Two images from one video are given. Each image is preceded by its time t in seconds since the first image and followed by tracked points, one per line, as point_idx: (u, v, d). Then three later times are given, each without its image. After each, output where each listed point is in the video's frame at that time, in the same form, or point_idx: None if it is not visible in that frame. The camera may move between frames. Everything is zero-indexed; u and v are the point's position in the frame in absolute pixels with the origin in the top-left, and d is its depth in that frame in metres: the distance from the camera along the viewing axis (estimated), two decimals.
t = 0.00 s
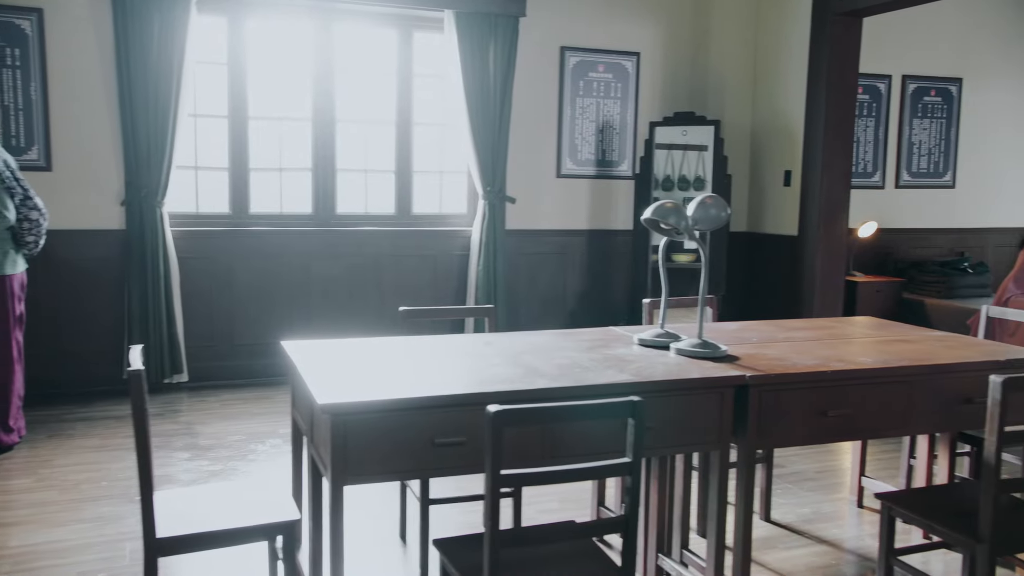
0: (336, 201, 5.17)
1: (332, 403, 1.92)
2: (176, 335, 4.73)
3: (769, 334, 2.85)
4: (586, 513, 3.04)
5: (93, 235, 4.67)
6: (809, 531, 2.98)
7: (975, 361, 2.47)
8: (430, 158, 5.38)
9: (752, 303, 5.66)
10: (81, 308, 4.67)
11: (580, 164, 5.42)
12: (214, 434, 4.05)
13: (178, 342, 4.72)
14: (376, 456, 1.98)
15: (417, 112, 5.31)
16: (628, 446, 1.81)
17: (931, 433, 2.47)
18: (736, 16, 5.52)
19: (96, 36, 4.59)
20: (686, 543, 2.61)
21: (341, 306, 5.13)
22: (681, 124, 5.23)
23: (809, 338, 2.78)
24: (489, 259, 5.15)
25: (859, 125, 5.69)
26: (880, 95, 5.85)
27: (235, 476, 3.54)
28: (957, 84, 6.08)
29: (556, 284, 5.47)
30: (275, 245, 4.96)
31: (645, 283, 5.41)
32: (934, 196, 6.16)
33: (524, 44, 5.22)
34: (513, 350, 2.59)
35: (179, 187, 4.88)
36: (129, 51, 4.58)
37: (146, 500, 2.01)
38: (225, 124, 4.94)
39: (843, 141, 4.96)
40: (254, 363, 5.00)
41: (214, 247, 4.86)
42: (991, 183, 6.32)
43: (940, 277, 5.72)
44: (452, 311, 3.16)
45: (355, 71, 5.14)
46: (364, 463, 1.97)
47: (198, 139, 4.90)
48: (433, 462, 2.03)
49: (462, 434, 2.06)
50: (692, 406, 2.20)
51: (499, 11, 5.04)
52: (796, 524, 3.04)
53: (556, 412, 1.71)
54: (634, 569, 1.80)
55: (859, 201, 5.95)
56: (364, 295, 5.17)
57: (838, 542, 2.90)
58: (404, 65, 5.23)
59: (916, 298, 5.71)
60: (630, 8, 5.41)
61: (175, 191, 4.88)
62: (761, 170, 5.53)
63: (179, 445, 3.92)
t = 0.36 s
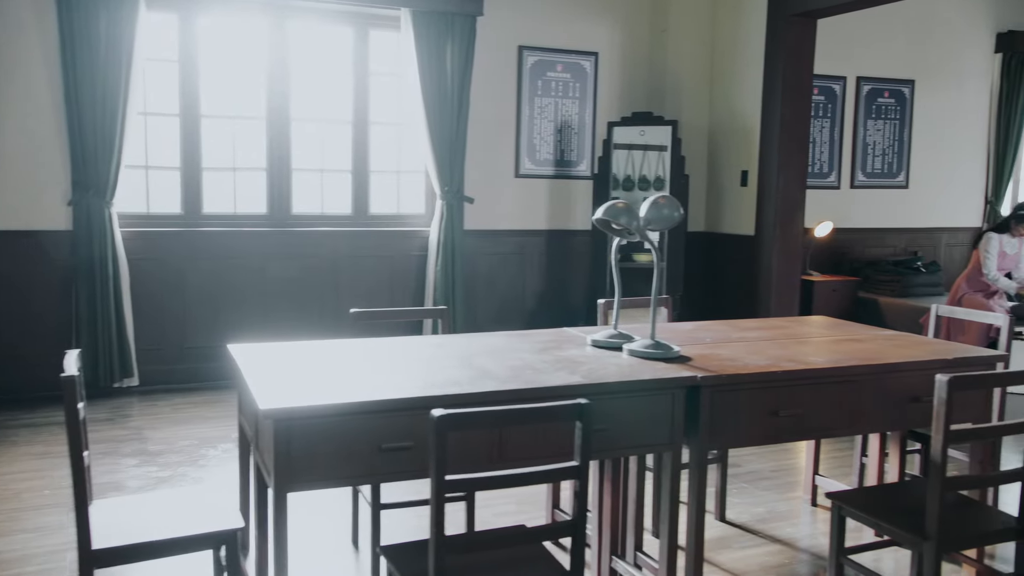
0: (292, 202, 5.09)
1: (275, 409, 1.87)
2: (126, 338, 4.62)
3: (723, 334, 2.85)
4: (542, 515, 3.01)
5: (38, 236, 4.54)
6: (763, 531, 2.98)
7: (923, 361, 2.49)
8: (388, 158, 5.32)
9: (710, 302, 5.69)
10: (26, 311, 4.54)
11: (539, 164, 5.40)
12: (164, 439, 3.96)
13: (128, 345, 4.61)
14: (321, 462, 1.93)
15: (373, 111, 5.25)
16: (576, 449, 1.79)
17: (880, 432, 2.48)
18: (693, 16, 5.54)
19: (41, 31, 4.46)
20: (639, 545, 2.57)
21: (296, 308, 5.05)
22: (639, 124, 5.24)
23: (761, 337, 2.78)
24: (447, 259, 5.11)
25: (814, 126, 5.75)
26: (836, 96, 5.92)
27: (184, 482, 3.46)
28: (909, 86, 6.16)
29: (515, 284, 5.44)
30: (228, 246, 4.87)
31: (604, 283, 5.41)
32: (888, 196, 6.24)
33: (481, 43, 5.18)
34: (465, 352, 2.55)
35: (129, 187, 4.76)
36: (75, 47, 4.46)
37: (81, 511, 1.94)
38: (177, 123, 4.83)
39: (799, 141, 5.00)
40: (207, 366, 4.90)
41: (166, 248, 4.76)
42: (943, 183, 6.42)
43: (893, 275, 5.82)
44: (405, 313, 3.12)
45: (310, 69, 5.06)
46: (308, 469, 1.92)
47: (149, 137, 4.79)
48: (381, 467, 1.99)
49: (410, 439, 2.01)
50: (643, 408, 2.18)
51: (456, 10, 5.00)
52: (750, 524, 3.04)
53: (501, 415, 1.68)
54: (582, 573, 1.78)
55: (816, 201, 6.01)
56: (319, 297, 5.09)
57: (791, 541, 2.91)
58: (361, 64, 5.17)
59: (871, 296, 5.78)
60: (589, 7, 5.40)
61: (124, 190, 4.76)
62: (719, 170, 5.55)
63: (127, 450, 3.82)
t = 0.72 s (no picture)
0: (249, 202, 4.99)
1: (217, 415, 1.81)
2: (77, 342, 4.50)
3: (680, 334, 2.84)
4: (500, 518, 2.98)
5: None
6: (721, 531, 2.98)
7: (877, 360, 2.50)
8: (347, 157, 5.25)
9: (671, 302, 5.70)
10: None
11: (500, 164, 5.37)
12: (114, 445, 3.86)
13: (78, 348, 4.50)
14: (266, 469, 1.88)
15: (332, 110, 5.18)
16: (525, 454, 1.76)
17: (834, 432, 2.49)
18: (653, 16, 5.54)
19: None
20: (595, 547, 2.52)
21: (253, 310, 4.96)
22: (600, 124, 5.23)
23: (718, 337, 2.77)
24: (408, 260, 5.06)
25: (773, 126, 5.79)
26: (795, 97, 5.97)
27: (134, 489, 3.37)
28: (867, 86, 6.23)
29: (477, 284, 5.40)
30: (183, 247, 4.77)
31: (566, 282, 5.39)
32: (847, 196, 6.30)
33: (441, 41, 5.14)
34: (419, 354, 2.51)
35: (79, 186, 4.64)
36: (21, 43, 4.33)
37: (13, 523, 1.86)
38: (128, 121, 4.72)
39: (758, 141, 5.03)
40: (161, 369, 4.80)
41: (118, 249, 4.64)
42: (900, 183, 6.49)
43: (851, 275, 5.88)
44: (359, 314, 3.06)
45: (266, 67, 4.98)
46: (252, 477, 1.87)
47: (99, 136, 4.67)
48: (327, 473, 1.94)
49: (359, 444, 1.97)
50: (597, 410, 2.16)
51: (415, 8, 4.95)
52: (708, 524, 3.04)
53: (448, 420, 1.65)
54: None
55: (776, 201, 6.04)
56: (277, 298, 5.01)
57: (749, 541, 2.91)
58: (319, 62, 5.10)
59: (830, 296, 5.83)
60: (549, 6, 5.38)
61: (74, 190, 4.64)
62: (679, 170, 5.56)
63: (76, 457, 3.72)
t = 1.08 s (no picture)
0: (209, 200, 4.90)
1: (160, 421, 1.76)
2: (30, 343, 4.40)
3: (642, 333, 2.81)
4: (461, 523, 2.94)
5: None
6: (683, 531, 2.96)
7: (836, 359, 2.50)
8: (310, 155, 5.18)
9: (638, 301, 5.69)
10: None
11: (465, 162, 5.33)
12: (67, 449, 3.76)
13: (32, 350, 4.39)
14: (213, 476, 1.82)
15: (294, 107, 5.10)
16: (479, 457, 1.72)
17: (794, 431, 2.48)
18: (617, 14, 5.54)
19: None
20: (557, 549, 2.49)
21: (214, 310, 4.87)
22: (566, 122, 5.21)
23: (679, 337, 2.75)
24: (372, 258, 5.00)
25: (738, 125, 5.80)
26: (760, 96, 6.00)
27: (86, 495, 3.28)
28: (831, 86, 6.28)
29: (442, 284, 5.36)
30: (141, 247, 4.67)
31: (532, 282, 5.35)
32: (811, 195, 6.34)
33: (404, 39, 5.09)
34: (376, 356, 2.46)
35: (32, 184, 4.52)
36: None
37: None
38: (84, 117, 4.61)
39: (723, 139, 5.03)
40: (119, 370, 4.70)
41: (73, 248, 4.53)
42: (864, 181, 6.54)
43: (815, 273, 5.92)
44: (317, 315, 3.00)
45: (227, 63, 4.89)
46: (198, 484, 1.81)
47: (53, 132, 4.55)
48: (276, 479, 1.89)
49: (310, 448, 1.92)
50: (554, 410, 2.13)
51: (379, 5, 4.89)
52: (671, 524, 3.02)
53: (398, 423, 1.60)
54: None
55: (741, 200, 6.06)
56: (238, 298, 4.93)
57: (711, 540, 2.89)
58: (281, 58, 5.02)
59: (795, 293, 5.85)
60: (515, 3, 5.35)
61: (28, 188, 4.52)
62: (645, 168, 5.56)
63: (27, 462, 3.62)
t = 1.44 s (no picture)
0: (170, 197, 4.80)
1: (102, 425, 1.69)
2: None
3: (606, 331, 2.79)
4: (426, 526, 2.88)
5: None
6: (648, 530, 2.95)
7: (799, 356, 2.49)
8: (274, 151, 5.09)
9: (606, 298, 5.67)
10: None
11: (432, 158, 5.29)
12: (20, 453, 3.66)
13: None
14: (158, 481, 1.76)
15: (257, 102, 5.01)
16: (433, 460, 1.68)
17: (756, 429, 2.46)
18: (585, 9, 5.51)
19: None
20: (520, 550, 2.45)
21: (175, 309, 4.78)
22: (533, 118, 5.18)
23: (643, 335, 2.73)
24: (337, 255, 4.93)
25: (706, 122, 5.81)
26: (728, 93, 6.01)
27: (38, 500, 3.18)
28: (798, 83, 6.30)
29: (409, 281, 5.31)
30: (99, 244, 4.56)
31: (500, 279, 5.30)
32: (779, 192, 6.36)
33: (369, 33, 5.02)
34: (333, 357, 2.41)
35: None
36: None
37: None
38: (39, 112, 4.49)
39: (691, 136, 5.03)
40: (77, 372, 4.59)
41: (29, 246, 4.42)
42: (831, 178, 6.58)
43: (783, 270, 5.91)
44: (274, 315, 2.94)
45: (187, 57, 4.79)
46: (142, 489, 1.75)
47: (7, 127, 4.43)
48: (225, 483, 1.83)
49: (260, 451, 1.86)
50: (513, 410, 2.10)
51: None
52: (636, 523, 3.00)
53: (348, 426, 1.56)
54: None
55: (710, 196, 6.07)
56: (200, 296, 4.84)
57: (676, 539, 2.88)
58: (243, 52, 4.93)
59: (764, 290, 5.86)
60: None
61: None
62: (613, 164, 5.54)
63: None
